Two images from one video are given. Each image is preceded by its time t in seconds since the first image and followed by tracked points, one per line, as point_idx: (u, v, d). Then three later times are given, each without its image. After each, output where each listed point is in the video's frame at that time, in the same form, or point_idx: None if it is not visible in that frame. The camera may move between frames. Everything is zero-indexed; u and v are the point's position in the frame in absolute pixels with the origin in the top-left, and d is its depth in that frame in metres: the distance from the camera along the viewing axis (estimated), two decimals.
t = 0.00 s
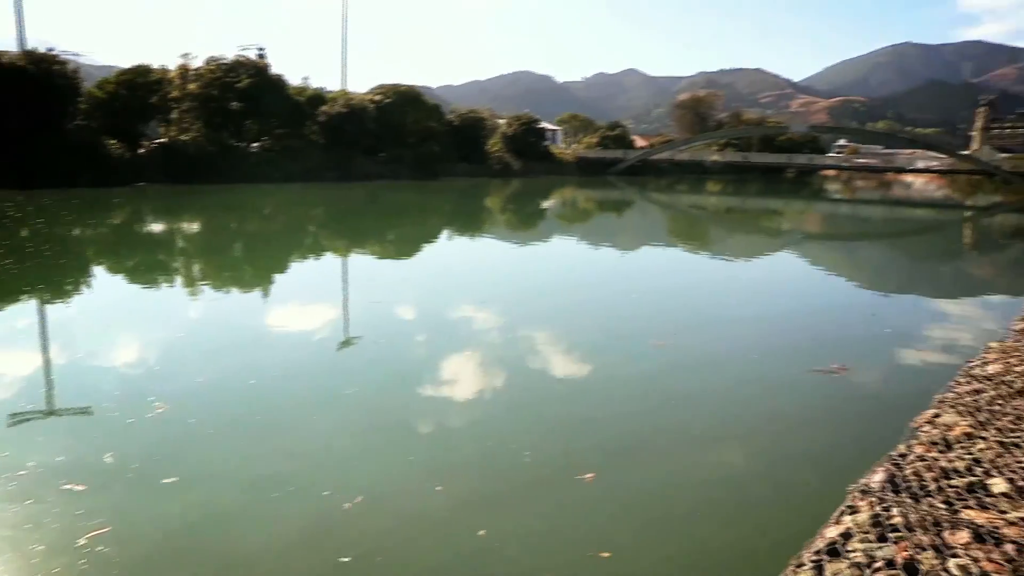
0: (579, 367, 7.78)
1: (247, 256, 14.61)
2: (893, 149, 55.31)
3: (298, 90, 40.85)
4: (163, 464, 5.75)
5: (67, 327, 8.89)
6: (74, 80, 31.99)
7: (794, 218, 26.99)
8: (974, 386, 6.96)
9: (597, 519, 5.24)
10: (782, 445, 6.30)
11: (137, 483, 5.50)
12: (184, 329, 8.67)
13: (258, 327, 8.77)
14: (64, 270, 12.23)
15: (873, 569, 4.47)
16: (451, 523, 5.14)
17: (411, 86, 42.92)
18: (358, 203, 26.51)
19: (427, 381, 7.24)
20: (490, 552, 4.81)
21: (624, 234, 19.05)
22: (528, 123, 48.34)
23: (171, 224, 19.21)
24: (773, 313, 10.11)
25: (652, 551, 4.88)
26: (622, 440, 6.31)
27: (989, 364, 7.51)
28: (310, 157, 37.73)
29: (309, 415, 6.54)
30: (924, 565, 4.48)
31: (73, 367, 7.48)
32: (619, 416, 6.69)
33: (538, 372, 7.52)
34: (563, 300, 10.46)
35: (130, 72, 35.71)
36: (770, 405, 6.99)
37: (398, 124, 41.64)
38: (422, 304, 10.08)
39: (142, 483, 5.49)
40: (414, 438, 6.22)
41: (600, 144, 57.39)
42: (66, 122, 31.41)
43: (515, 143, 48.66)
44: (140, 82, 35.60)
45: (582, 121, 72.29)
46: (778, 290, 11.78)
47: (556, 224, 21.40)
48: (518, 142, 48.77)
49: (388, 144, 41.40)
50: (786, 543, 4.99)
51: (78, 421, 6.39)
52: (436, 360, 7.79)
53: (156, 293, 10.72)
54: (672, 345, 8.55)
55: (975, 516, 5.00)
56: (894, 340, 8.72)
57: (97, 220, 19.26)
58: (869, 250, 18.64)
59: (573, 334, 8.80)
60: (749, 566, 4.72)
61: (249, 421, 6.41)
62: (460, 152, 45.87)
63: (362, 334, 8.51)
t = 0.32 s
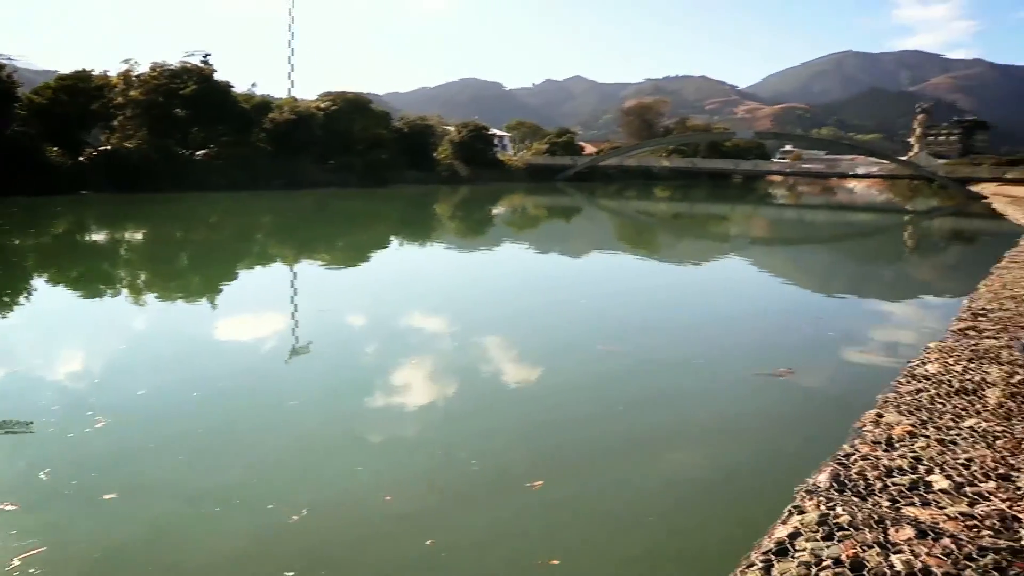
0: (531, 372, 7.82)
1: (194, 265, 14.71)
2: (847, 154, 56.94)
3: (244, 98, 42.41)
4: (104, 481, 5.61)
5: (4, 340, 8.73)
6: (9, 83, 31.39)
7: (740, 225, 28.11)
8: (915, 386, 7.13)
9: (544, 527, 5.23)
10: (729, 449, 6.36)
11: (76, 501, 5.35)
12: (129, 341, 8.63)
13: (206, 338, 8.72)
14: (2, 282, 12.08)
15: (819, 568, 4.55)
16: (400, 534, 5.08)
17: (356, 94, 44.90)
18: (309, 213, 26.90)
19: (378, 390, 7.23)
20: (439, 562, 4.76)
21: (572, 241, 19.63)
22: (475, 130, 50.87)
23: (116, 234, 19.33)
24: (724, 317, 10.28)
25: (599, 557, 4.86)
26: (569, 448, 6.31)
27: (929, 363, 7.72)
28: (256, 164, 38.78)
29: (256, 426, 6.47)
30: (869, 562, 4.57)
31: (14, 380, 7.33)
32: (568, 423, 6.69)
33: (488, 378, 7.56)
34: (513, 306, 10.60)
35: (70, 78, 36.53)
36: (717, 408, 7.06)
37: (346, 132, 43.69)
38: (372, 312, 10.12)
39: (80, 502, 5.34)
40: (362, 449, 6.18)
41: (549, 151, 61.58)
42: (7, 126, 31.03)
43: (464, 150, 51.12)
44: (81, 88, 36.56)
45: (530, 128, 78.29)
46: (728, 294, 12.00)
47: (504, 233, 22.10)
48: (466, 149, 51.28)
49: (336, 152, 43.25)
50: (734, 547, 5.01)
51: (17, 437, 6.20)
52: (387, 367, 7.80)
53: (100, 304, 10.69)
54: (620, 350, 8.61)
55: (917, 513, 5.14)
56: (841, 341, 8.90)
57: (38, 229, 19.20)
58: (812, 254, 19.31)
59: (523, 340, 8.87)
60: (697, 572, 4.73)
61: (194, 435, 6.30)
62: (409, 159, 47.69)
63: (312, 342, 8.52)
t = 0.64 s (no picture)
0: (486, 380, 7.84)
1: (143, 276, 14.68)
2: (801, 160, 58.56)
3: (193, 106, 42.64)
4: (46, 499, 5.46)
5: None
6: None
7: (690, 233, 29.18)
8: (863, 388, 7.26)
9: (499, 536, 5.21)
10: (682, 454, 6.41)
11: (14, 521, 5.20)
12: (75, 353, 8.52)
13: (157, 349, 8.69)
14: None
15: (773, 569, 4.61)
16: (353, 546, 5.03)
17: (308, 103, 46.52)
18: (266, 223, 27.12)
19: (332, 399, 7.22)
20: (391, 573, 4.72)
21: (525, 250, 20.14)
22: (428, 138, 53.12)
23: (62, 243, 19.17)
24: (678, 322, 10.47)
25: (553, 565, 4.85)
26: (522, 456, 6.31)
27: (876, 365, 7.88)
28: (205, 173, 38.98)
29: (206, 439, 6.39)
30: (821, 562, 4.64)
31: None
32: (521, 433, 6.67)
33: (443, 386, 7.59)
34: (470, 314, 10.70)
35: (11, 85, 35.60)
36: (670, 415, 7.10)
37: (296, 140, 44.83)
38: (326, 321, 10.18)
39: (19, 521, 5.19)
40: (316, 461, 6.12)
41: (502, 158, 65.82)
42: None
43: (416, 159, 53.24)
44: (23, 95, 35.66)
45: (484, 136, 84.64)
46: (682, 300, 12.21)
47: (456, 241, 22.69)
48: (419, 157, 53.32)
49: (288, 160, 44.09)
50: (688, 552, 5.05)
51: None
52: (341, 377, 7.79)
53: (45, 315, 10.59)
54: (573, 358, 8.64)
55: (867, 513, 5.25)
56: (792, 346, 9.07)
57: None
58: (762, 260, 19.88)
59: (478, 348, 8.91)
60: None
61: (141, 450, 6.20)
62: (361, 167, 48.96)
63: (265, 353, 8.52)
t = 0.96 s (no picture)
0: (445, 387, 7.87)
1: (99, 285, 14.53)
2: (757, 167, 60.23)
3: (149, 111, 41.77)
4: None
5: None
6: None
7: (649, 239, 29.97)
8: (820, 390, 7.34)
9: (460, 544, 5.18)
10: (638, 459, 6.46)
11: None
12: (27, 366, 8.39)
13: (113, 361, 8.62)
14: None
15: (733, 572, 4.64)
16: (312, 557, 4.97)
17: (267, 109, 46.17)
18: (228, 232, 27.12)
19: (291, 408, 7.20)
20: None
21: (484, 256, 20.44)
22: (387, 145, 54.12)
23: (14, 252, 18.83)
24: (640, 328, 10.58)
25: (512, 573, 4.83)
26: (480, 464, 6.30)
27: (833, 367, 7.98)
28: (161, 182, 38.90)
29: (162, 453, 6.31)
30: (781, 564, 4.69)
31: None
32: (480, 441, 6.65)
33: (403, 394, 7.60)
34: (428, 321, 10.76)
35: None
36: (627, 421, 7.14)
37: (254, 148, 44.95)
38: (285, 329, 10.17)
39: None
40: (276, 471, 6.09)
41: (461, 165, 67.26)
42: None
43: (375, 166, 54.14)
44: None
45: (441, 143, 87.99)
46: (645, 306, 12.32)
47: (416, 248, 22.99)
48: (378, 165, 54.22)
49: (245, 167, 44.54)
50: (647, 557, 5.07)
51: None
52: (300, 385, 7.79)
53: None
54: (530, 365, 8.65)
55: (824, 514, 5.31)
56: (751, 349, 9.19)
57: None
58: (718, 266, 20.29)
59: (437, 355, 8.94)
60: None
61: (94, 464, 6.10)
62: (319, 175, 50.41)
63: (224, 361, 8.51)
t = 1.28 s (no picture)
0: (408, 396, 7.86)
1: (55, 296, 14.35)
2: (719, 175, 61.82)
3: (106, 120, 41.78)
4: None
5: None
6: None
7: (609, 247, 30.61)
8: (781, 397, 7.42)
9: (422, 555, 5.14)
10: (600, 466, 6.48)
11: None
12: None
13: (70, 374, 8.51)
14: None
15: None
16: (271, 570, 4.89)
17: (227, 118, 46.64)
18: (191, 241, 26.94)
19: (252, 420, 7.15)
20: None
21: (446, 265, 20.61)
22: (349, 154, 56.70)
23: None
24: (603, 336, 10.69)
25: None
26: (443, 475, 6.26)
27: (794, 373, 8.10)
28: (120, 190, 38.45)
29: (121, 468, 6.21)
30: (742, 570, 4.72)
31: None
32: (441, 452, 6.62)
33: (365, 404, 7.58)
34: (390, 331, 10.76)
35: None
36: (588, 428, 7.16)
37: (214, 157, 44.80)
38: (247, 339, 10.15)
39: None
40: (237, 485, 6.01)
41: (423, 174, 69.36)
42: None
43: (337, 174, 56.38)
44: None
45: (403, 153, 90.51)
46: (610, 315, 12.43)
47: (378, 257, 23.17)
48: (340, 173, 56.51)
49: (206, 176, 44.33)
50: (610, 564, 5.07)
51: None
52: (261, 397, 7.73)
53: None
54: (494, 374, 8.66)
55: (786, 519, 5.36)
56: (713, 357, 9.29)
57: None
58: (681, 274, 20.61)
59: (401, 365, 8.94)
60: None
61: (49, 480, 5.98)
62: (280, 184, 51.25)
63: (185, 373, 8.46)
